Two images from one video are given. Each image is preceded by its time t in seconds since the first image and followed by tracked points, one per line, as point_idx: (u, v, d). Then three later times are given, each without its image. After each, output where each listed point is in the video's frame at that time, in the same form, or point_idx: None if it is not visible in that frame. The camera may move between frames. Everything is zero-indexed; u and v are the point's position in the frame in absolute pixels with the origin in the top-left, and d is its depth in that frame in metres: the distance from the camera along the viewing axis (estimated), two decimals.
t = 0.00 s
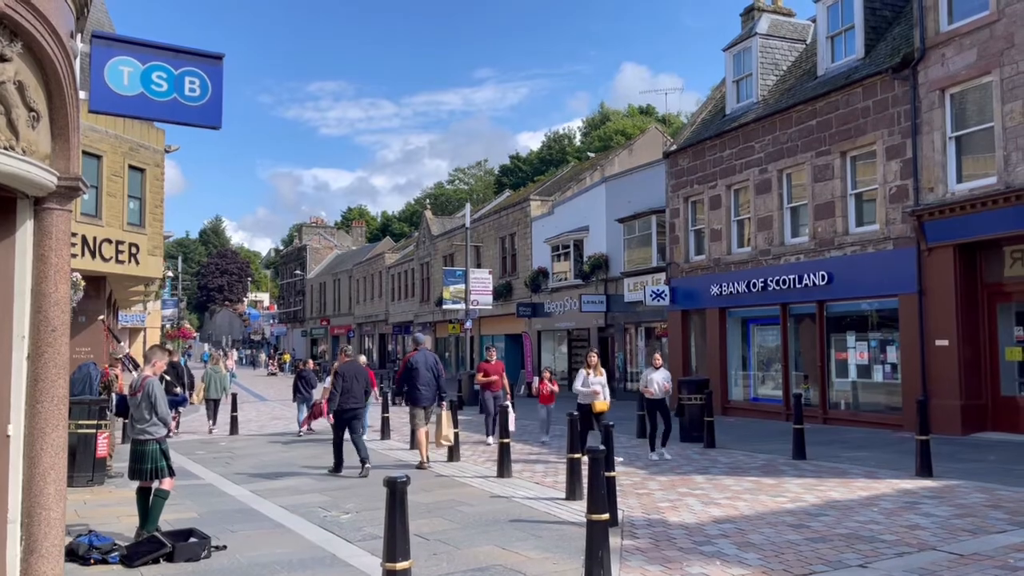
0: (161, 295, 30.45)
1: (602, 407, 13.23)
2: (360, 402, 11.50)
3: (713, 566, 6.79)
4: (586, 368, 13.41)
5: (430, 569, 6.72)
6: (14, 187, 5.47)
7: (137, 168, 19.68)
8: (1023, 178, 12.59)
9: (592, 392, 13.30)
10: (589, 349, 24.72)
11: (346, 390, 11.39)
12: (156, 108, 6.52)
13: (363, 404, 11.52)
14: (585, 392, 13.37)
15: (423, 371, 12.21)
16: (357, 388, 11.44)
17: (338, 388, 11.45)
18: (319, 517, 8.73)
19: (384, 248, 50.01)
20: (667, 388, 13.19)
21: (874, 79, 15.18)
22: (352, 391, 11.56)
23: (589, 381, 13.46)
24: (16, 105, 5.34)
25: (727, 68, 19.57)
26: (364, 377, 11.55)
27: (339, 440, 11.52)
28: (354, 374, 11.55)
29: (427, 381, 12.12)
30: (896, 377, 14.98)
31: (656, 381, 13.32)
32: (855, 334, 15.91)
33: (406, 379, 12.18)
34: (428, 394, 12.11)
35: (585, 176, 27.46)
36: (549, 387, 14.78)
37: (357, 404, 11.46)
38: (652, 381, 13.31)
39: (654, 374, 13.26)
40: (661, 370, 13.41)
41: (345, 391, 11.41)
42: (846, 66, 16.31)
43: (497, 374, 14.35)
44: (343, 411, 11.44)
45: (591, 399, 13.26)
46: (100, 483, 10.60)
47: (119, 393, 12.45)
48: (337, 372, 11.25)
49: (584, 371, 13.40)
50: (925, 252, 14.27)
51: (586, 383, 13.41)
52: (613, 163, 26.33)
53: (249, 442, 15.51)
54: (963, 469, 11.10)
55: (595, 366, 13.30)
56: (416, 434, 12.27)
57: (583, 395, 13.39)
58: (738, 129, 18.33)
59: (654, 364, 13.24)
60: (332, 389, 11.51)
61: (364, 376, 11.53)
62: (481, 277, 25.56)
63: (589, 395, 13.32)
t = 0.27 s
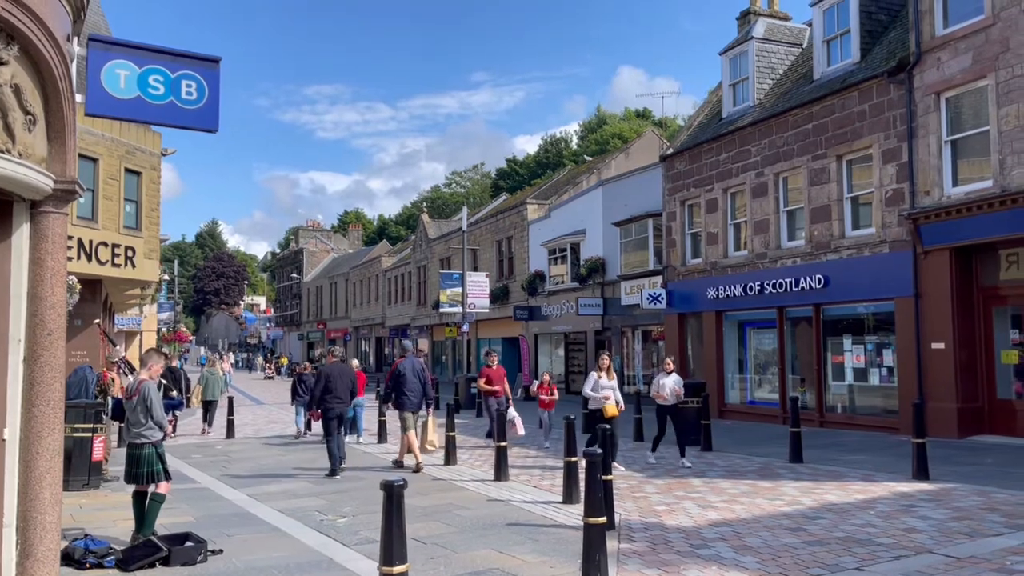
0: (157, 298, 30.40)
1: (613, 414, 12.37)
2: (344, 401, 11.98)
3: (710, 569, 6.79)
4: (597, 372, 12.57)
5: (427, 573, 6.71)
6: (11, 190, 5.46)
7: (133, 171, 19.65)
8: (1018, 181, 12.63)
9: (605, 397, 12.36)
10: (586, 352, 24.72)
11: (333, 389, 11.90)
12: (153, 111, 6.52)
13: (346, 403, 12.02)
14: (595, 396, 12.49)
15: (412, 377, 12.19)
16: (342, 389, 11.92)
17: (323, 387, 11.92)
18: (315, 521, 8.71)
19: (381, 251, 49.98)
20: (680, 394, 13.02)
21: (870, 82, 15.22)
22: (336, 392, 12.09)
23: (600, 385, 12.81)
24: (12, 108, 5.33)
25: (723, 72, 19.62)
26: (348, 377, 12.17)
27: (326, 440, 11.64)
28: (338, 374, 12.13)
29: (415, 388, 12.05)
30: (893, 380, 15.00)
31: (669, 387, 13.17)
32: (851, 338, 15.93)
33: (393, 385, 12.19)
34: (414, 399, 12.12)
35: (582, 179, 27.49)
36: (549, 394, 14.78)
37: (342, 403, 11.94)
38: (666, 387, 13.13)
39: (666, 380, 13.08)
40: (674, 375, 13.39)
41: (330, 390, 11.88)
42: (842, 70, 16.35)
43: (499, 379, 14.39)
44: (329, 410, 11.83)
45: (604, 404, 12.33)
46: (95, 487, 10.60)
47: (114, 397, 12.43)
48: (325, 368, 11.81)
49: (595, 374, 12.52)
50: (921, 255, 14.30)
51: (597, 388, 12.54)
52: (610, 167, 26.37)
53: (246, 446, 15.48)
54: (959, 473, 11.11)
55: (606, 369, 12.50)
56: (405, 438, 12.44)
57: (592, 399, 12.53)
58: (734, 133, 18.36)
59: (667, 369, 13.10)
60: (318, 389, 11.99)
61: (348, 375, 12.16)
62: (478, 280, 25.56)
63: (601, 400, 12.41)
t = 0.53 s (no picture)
0: (153, 303, 30.33)
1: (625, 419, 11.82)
2: (332, 409, 12.10)
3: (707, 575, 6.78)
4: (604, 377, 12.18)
5: None
6: (6, 196, 5.45)
7: (129, 177, 19.63)
8: (1013, 187, 12.69)
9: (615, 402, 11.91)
10: (583, 358, 24.72)
11: (320, 397, 12.02)
12: (150, 117, 6.52)
13: (334, 411, 12.13)
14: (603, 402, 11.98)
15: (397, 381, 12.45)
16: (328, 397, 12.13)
17: (310, 396, 12.05)
18: (311, 527, 8.69)
19: (377, 256, 49.97)
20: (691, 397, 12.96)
21: (865, 88, 15.27)
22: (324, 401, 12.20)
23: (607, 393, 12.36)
24: (8, 114, 5.32)
25: (719, 77, 19.67)
26: (336, 386, 12.30)
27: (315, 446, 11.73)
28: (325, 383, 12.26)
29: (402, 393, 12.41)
30: (889, 385, 15.02)
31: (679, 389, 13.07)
32: (847, 342, 15.96)
33: (383, 389, 12.19)
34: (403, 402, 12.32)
35: (578, 185, 27.52)
36: (550, 400, 14.78)
37: (330, 410, 12.05)
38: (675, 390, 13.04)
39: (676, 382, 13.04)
40: (684, 380, 13.45)
41: (317, 398, 12.00)
42: (837, 76, 16.40)
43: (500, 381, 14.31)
44: (315, 418, 11.92)
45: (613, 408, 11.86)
46: (90, 493, 10.54)
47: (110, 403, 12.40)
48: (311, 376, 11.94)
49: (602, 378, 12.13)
50: (916, 260, 14.34)
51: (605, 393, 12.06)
52: (606, 172, 26.40)
53: (241, 451, 15.43)
54: (956, 477, 11.13)
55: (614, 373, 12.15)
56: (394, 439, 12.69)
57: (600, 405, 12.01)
58: (730, 138, 18.41)
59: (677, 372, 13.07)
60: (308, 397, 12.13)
61: (336, 384, 12.28)
62: (474, 286, 25.55)
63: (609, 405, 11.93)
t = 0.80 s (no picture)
0: (148, 312, 30.26)
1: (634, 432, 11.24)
2: (320, 414, 12.14)
3: None
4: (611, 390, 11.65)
5: None
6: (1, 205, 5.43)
7: (124, 185, 19.62)
8: (1007, 195, 12.76)
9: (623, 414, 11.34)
10: (579, 366, 24.71)
11: (309, 403, 12.02)
12: (146, 126, 6.52)
13: (323, 417, 12.12)
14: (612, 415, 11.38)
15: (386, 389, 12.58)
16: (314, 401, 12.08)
17: (299, 402, 12.04)
18: (307, 536, 8.66)
19: (373, 264, 49.95)
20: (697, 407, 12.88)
21: (859, 96, 15.34)
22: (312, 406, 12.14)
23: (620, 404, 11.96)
24: (4, 123, 5.33)
25: (714, 86, 19.74)
26: (324, 391, 12.23)
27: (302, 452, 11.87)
28: (314, 388, 12.16)
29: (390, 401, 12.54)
30: (884, 392, 15.03)
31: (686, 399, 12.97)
32: (842, 350, 15.98)
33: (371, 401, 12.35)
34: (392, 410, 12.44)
35: (574, 193, 27.57)
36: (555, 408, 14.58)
37: (318, 416, 12.09)
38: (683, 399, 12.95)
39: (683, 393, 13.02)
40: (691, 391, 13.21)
41: (305, 404, 12.00)
42: (832, 84, 16.47)
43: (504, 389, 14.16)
44: (304, 424, 11.96)
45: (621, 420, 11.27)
46: (84, 503, 10.48)
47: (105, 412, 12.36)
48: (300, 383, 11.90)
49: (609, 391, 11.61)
50: (911, 268, 14.39)
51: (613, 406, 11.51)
52: (602, 181, 26.45)
53: (236, 460, 15.38)
54: (951, 485, 11.13)
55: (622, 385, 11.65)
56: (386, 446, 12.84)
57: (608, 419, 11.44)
58: (725, 146, 18.46)
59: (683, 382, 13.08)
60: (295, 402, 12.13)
61: (324, 390, 12.25)
62: (470, 294, 25.55)
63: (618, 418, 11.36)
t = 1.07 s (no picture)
0: (142, 323, 30.17)
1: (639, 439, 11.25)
2: (304, 427, 12.12)
3: None
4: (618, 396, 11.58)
5: None
6: None
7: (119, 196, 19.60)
8: (999, 205, 12.85)
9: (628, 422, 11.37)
10: (574, 376, 24.70)
11: (293, 417, 12.01)
12: (140, 136, 6.57)
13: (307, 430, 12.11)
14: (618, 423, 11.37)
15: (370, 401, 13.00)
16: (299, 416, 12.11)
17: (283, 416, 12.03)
18: (301, 547, 8.63)
19: (368, 275, 49.92)
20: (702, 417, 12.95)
21: (852, 108, 15.42)
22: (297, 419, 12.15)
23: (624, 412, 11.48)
24: None
25: (708, 97, 19.83)
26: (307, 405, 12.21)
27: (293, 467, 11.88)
28: (298, 402, 12.16)
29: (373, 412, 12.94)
30: (879, 402, 15.06)
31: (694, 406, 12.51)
32: (837, 360, 16.01)
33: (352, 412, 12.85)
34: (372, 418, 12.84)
35: (568, 203, 27.61)
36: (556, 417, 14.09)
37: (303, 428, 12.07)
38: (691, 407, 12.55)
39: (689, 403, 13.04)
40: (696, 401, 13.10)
41: (290, 418, 12.00)
42: (824, 96, 16.56)
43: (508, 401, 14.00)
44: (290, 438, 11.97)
45: (629, 427, 11.29)
46: (77, 515, 10.39)
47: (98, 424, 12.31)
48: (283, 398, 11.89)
49: (616, 397, 11.52)
50: (904, 278, 14.44)
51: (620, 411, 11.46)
52: (596, 191, 26.51)
53: (230, 472, 15.32)
54: (946, 495, 11.14)
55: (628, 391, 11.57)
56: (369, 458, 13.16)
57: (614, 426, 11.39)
58: (718, 157, 18.53)
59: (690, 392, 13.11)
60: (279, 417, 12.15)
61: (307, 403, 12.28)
62: (465, 304, 25.55)
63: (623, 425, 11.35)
